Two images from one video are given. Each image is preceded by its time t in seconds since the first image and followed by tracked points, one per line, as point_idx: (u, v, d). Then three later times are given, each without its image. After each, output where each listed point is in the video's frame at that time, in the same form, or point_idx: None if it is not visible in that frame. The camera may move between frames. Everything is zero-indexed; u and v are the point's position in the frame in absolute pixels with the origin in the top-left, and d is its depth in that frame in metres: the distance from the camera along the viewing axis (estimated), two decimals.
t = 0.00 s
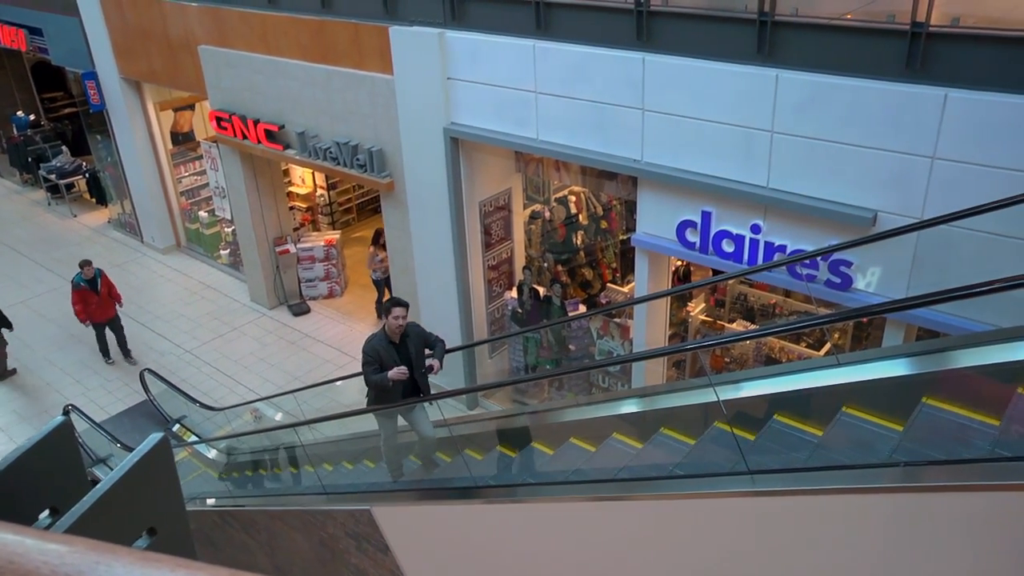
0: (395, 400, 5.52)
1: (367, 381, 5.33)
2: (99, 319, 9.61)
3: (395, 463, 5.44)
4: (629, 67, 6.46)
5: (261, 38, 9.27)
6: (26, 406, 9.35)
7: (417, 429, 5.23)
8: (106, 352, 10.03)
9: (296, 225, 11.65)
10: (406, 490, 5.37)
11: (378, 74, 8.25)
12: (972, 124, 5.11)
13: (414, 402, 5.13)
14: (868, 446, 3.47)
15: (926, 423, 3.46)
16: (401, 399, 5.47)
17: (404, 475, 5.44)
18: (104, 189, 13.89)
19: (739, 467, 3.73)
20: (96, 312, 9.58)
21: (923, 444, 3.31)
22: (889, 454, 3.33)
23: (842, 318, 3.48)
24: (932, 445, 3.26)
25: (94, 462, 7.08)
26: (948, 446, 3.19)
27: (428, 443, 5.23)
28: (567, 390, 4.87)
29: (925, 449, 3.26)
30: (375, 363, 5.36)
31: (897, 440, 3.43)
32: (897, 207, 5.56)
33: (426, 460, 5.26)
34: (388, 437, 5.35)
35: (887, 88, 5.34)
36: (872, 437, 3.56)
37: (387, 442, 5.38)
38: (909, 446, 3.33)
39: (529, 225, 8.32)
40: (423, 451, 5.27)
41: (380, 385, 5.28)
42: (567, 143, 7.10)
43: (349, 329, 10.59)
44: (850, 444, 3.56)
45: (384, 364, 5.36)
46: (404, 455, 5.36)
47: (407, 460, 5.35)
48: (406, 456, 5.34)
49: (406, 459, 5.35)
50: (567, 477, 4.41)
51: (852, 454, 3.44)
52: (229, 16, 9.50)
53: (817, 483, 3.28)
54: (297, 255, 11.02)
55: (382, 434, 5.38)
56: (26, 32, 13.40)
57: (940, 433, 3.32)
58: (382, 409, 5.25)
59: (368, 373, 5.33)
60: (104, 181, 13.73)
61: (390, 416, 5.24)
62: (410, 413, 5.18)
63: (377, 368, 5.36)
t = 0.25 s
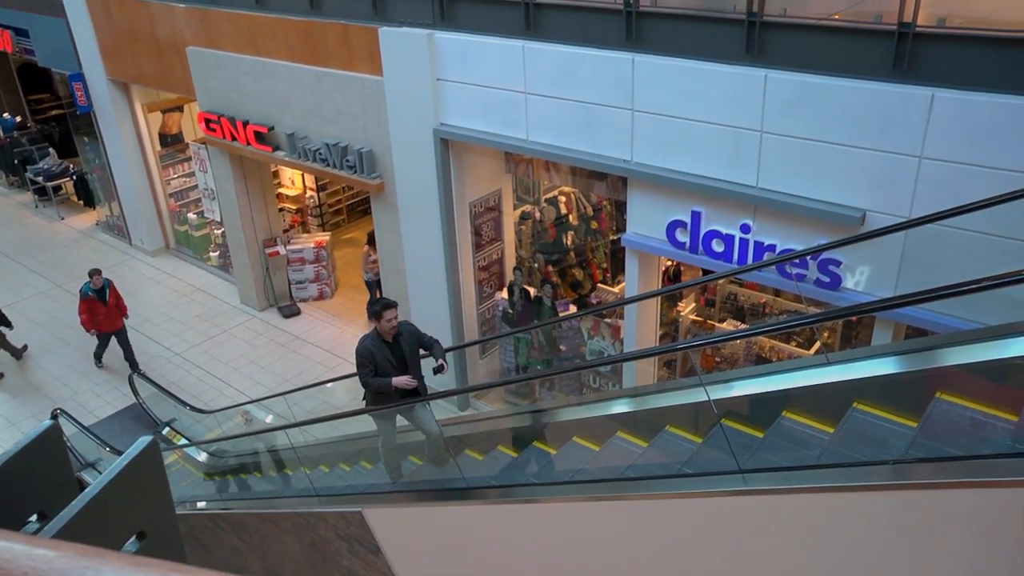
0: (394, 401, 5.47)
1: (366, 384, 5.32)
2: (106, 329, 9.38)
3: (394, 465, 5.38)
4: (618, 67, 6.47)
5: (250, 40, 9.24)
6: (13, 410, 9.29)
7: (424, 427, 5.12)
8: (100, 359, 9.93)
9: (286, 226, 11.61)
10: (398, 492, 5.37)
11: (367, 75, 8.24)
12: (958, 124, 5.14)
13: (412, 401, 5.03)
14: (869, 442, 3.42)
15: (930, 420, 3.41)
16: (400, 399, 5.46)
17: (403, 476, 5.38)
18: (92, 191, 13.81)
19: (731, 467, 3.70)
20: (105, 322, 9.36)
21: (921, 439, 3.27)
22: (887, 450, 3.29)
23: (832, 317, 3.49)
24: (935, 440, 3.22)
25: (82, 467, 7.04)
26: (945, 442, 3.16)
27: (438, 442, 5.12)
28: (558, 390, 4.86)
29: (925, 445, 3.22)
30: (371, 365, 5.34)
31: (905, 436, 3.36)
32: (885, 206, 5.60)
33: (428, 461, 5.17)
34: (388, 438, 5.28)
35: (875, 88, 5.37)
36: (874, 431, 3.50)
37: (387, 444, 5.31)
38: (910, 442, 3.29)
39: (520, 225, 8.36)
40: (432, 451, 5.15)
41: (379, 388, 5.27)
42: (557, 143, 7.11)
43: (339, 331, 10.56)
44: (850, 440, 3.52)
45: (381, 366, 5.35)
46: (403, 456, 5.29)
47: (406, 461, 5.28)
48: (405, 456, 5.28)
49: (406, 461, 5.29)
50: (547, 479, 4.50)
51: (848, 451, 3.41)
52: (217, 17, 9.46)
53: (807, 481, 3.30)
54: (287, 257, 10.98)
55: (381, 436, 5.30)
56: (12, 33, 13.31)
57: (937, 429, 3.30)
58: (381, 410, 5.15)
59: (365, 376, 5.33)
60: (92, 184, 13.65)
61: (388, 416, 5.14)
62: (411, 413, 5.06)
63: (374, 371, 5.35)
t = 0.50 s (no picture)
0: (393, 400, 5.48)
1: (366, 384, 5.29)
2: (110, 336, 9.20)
3: (393, 466, 5.34)
4: (606, 68, 6.48)
5: (238, 42, 9.21)
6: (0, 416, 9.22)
7: (425, 427, 5.13)
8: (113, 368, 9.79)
9: (275, 229, 11.58)
10: (389, 494, 5.36)
11: (356, 77, 8.22)
12: (945, 124, 5.18)
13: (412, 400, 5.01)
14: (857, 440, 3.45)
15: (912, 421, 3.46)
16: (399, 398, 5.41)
17: (403, 479, 5.34)
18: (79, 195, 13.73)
19: (721, 466, 3.72)
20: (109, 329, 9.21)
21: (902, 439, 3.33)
22: (873, 448, 3.32)
23: (823, 315, 3.49)
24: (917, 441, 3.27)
25: (71, 472, 6.99)
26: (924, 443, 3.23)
27: (438, 442, 5.15)
28: (549, 391, 4.78)
29: (910, 445, 3.26)
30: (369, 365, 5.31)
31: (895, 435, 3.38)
32: (872, 206, 5.63)
33: (428, 461, 5.18)
34: (387, 440, 5.26)
35: (861, 89, 5.40)
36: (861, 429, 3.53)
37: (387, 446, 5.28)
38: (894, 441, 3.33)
39: (509, 226, 8.42)
40: (432, 451, 5.17)
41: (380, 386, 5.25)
42: (546, 145, 7.12)
43: (329, 333, 10.53)
44: (837, 439, 3.56)
45: (379, 365, 5.33)
46: (401, 458, 5.29)
47: (405, 462, 5.28)
48: (403, 458, 5.29)
49: (405, 462, 5.28)
50: (533, 480, 4.53)
51: (837, 449, 3.43)
52: (204, 19, 9.43)
53: (798, 479, 3.32)
54: (276, 259, 10.95)
55: (380, 436, 5.28)
56: None
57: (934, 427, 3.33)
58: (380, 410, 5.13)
59: (365, 376, 5.29)
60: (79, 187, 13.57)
61: (388, 416, 5.12)
62: (411, 413, 5.05)
63: (373, 369, 5.32)
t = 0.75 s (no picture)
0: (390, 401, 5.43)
1: (358, 385, 5.22)
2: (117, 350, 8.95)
3: (392, 467, 5.31)
4: (595, 70, 6.50)
5: (226, 44, 9.18)
6: None
7: (424, 427, 5.11)
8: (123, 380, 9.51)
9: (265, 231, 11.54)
10: (381, 496, 5.35)
11: (345, 79, 8.21)
12: (932, 123, 5.21)
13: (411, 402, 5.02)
14: (843, 439, 3.49)
15: (898, 417, 3.51)
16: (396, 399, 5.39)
17: (404, 480, 5.30)
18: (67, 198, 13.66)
19: (711, 465, 3.76)
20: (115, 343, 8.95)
21: (884, 437, 3.38)
22: (859, 447, 3.36)
23: (812, 314, 3.50)
24: (902, 438, 3.31)
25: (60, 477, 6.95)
26: (906, 440, 3.27)
27: (437, 441, 5.13)
28: (540, 392, 4.88)
29: (895, 442, 3.30)
30: (363, 365, 5.23)
31: (881, 435, 3.42)
32: (861, 205, 5.65)
33: (428, 461, 5.18)
34: (386, 440, 5.25)
35: (849, 89, 5.43)
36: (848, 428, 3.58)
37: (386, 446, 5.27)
38: (880, 440, 3.37)
39: (499, 228, 8.43)
40: (432, 452, 5.17)
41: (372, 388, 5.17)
42: (536, 146, 7.13)
43: (320, 335, 10.50)
44: (825, 438, 3.58)
45: (373, 365, 5.25)
46: (400, 458, 5.26)
47: (404, 463, 5.26)
48: (402, 458, 5.26)
49: (404, 463, 5.26)
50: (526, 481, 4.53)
51: (825, 447, 3.47)
52: (192, 21, 9.40)
53: (789, 478, 3.34)
54: (266, 262, 10.90)
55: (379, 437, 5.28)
56: None
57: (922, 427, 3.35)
58: (379, 411, 5.14)
59: (358, 377, 5.22)
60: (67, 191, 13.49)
61: (386, 417, 5.12)
62: (410, 414, 5.05)
63: (367, 370, 5.24)
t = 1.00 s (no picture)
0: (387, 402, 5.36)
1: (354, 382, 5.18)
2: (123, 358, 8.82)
3: (393, 469, 5.26)
4: (587, 70, 6.50)
5: (217, 46, 9.15)
6: None
7: (424, 428, 5.10)
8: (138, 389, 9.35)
9: (256, 234, 11.50)
10: (375, 498, 5.34)
11: (336, 81, 8.19)
12: (921, 123, 5.24)
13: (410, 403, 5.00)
14: (835, 441, 3.50)
15: (893, 417, 3.52)
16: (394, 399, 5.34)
17: (403, 481, 5.22)
18: (56, 201, 13.59)
19: (704, 465, 3.74)
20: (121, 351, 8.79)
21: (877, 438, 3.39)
22: (850, 448, 3.38)
23: (803, 314, 3.51)
24: (893, 439, 3.32)
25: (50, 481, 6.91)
26: (896, 441, 3.28)
27: (438, 441, 5.13)
28: (533, 393, 4.86)
29: (888, 442, 3.31)
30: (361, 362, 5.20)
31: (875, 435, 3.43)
32: (852, 204, 5.67)
33: (429, 462, 5.13)
34: (386, 440, 5.23)
35: (839, 89, 5.45)
36: (841, 429, 3.61)
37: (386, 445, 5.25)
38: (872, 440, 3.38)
39: (492, 229, 8.42)
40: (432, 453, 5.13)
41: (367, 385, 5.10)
42: (527, 147, 7.13)
43: (312, 338, 10.48)
44: (818, 437, 3.61)
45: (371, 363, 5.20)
46: (401, 459, 5.23)
47: (405, 464, 5.22)
48: (403, 459, 5.23)
49: (404, 464, 5.22)
50: (517, 482, 4.55)
51: (815, 447, 3.51)
52: (182, 23, 9.37)
53: (782, 477, 3.36)
54: (258, 264, 10.87)
55: (379, 438, 5.25)
56: None
57: (907, 426, 3.38)
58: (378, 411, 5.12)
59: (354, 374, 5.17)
60: (56, 194, 13.43)
61: (385, 417, 5.10)
62: (410, 414, 5.04)
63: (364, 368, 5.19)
